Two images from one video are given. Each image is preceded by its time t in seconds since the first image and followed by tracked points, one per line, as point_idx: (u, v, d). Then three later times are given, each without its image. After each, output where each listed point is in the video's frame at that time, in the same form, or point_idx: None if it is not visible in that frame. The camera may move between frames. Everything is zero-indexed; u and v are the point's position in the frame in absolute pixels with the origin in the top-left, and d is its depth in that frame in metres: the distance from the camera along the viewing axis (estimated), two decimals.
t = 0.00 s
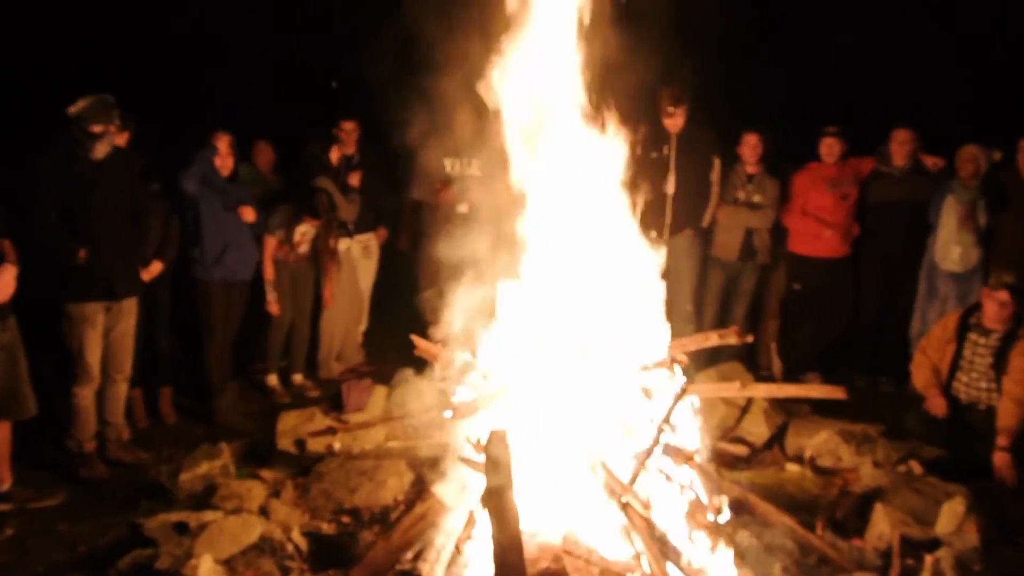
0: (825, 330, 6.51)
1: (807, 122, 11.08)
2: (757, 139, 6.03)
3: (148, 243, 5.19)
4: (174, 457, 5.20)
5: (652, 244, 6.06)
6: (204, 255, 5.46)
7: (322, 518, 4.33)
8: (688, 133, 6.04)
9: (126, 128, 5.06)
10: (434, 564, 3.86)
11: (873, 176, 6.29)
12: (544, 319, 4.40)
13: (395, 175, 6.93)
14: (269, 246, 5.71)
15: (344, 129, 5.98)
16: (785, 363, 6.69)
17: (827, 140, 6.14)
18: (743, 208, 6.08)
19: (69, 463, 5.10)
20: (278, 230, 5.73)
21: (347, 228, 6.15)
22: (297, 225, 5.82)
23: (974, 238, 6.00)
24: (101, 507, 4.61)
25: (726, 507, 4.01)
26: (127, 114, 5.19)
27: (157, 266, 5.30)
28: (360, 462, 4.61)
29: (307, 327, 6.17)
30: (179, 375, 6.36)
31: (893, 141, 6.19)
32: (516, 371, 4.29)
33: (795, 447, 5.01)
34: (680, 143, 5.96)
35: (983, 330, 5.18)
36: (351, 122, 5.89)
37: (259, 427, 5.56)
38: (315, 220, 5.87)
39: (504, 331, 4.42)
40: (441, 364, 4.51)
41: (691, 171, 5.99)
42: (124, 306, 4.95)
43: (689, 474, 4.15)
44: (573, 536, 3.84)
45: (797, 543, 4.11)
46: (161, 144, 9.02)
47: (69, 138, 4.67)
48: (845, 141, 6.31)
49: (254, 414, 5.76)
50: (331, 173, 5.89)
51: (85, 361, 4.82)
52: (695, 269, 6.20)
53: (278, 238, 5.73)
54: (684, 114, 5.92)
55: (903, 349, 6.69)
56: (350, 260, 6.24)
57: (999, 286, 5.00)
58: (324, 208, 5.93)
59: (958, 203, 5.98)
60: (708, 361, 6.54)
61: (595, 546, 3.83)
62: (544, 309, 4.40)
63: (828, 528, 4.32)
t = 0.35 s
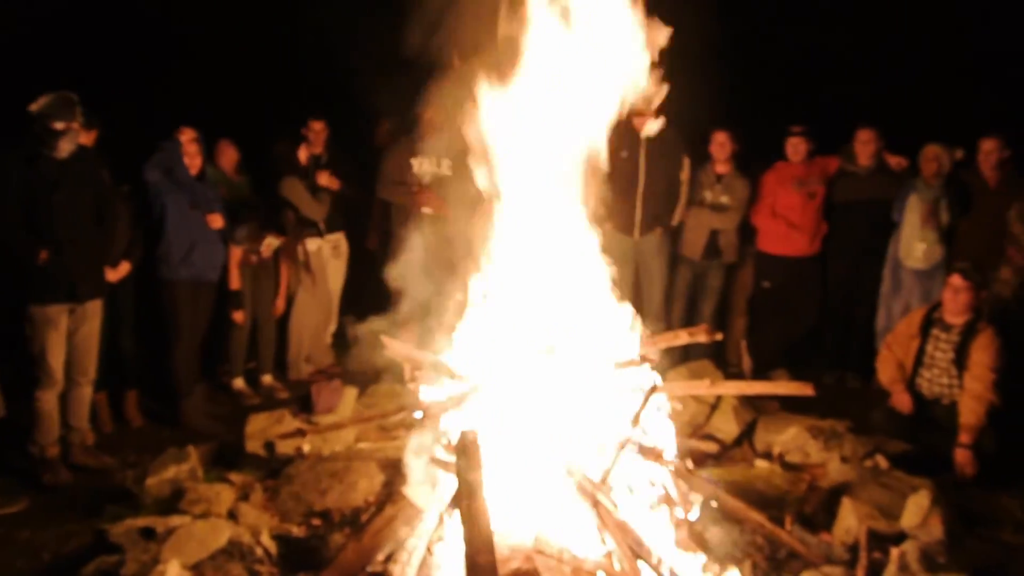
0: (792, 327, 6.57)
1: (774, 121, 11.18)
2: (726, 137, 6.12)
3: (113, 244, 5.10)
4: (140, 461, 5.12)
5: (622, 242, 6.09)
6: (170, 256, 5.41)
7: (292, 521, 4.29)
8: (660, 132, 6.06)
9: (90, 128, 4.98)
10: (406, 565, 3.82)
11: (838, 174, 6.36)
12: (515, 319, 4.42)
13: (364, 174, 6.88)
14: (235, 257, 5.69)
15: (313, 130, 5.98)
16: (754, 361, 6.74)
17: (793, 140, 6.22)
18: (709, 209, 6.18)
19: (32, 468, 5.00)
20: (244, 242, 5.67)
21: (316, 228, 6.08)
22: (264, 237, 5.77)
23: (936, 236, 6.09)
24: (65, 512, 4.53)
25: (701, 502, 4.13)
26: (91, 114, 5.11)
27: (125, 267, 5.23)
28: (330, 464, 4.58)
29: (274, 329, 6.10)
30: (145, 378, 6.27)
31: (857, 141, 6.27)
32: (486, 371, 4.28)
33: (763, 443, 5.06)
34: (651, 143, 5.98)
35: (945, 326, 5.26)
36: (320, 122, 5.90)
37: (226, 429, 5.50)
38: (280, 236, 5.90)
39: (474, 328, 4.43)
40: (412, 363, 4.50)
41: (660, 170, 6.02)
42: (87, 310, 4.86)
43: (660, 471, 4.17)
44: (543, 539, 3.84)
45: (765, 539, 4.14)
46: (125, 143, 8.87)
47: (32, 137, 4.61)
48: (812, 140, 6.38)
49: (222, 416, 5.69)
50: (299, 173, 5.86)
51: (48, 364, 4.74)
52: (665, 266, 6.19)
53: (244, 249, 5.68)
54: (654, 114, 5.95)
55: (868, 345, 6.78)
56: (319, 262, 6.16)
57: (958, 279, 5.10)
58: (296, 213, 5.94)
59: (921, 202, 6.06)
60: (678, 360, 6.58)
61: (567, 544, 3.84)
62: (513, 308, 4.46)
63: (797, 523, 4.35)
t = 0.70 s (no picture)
0: (754, 322, 6.64)
1: (735, 118, 11.29)
2: (683, 134, 6.14)
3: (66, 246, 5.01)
4: (100, 468, 5.02)
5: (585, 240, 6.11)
6: (128, 259, 5.35)
7: (256, 526, 4.25)
8: (623, 129, 6.10)
9: (43, 128, 4.87)
10: (372, 568, 3.84)
11: (797, 171, 6.43)
12: (480, 316, 4.38)
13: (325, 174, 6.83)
14: (190, 254, 5.62)
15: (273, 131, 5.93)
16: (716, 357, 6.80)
17: (751, 137, 6.28)
18: (665, 207, 6.25)
19: None
20: (201, 239, 5.65)
21: (280, 229, 6.00)
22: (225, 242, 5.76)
23: (891, 231, 6.21)
24: (22, 522, 4.42)
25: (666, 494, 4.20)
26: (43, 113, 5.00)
27: (73, 272, 5.02)
28: (294, 467, 4.54)
29: (235, 333, 6.04)
30: (104, 383, 6.15)
31: (816, 138, 6.34)
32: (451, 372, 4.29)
33: (728, 437, 5.11)
34: (613, 141, 6.00)
35: (902, 318, 5.35)
36: (280, 124, 5.85)
37: (188, 434, 5.41)
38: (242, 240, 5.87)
39: (437, 329, 4.40)
40: (375, 364, 4.47)
41: (623, 168, 6.04)
42: (43, 313, 4.78)
43: (624, 467, 4.20)
44: (512, 535, 3.80)
45: (731, 532, 4.18)
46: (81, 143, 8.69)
47: None
48: (770, 136, 6.45)
49: (183, 420, 5.60)
50: (260, 173, 5.81)
51: (3, 371, 4.63)
52: (629, 264, 6.20)
53: (200, 247, 5.65)
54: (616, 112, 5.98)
55: (828, 339, 6.88)
56: (282, 263, 6.07)
57: (913, 271, 5.19)
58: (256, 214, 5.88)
59: (877, 197, 6.16)
60: (643, 356, 6.62)
61: (534, 544, 3.78)
62: (480, 305, 4.39)
63: (761, 515, 4.41)
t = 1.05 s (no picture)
0: (713, 318, 6.69)
1: (693, 115, 11.37)
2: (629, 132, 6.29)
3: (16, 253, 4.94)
4: (51, 476, 4.88)
5: (544, 237, 6.11)
6: (81, 260, 5.24)
7: (214, 531, 4.17)
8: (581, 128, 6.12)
9: None
10: (332, 571, 3.80)
11: (751, 167, 6.51)
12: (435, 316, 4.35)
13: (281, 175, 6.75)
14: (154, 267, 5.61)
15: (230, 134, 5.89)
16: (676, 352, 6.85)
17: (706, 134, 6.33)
18: (616, 202, 6.29)
19: None
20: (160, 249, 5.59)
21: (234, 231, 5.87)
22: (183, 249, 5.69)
23: (845, 227, 6.24)
24: None
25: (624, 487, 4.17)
26: None
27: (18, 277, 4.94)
28: (252, 471, 4.49)
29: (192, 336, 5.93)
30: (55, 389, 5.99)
31: (769, 135, 6.44)
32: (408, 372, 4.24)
33: (687, 432, 5.16)
34: (571, 138, 6.01)
35: (860, 310, 5.48)
36: (236, 125, 5.82)
37: (144, 439, 5.29)
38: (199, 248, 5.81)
39: (394, 331, 4.38)
40: (334, 367, 4.44)
41: (580, 166, 6.06)
42: None
43: (585, 464, 4.21)
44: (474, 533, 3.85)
45: (692, 527, 4.24)
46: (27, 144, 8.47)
47: None
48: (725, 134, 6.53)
49: (138, 426, 5.48)
50: (218, 174, 5.72)
51: None
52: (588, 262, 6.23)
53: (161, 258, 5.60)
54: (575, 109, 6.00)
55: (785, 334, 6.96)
56: (236, 265, 5.93)
57: (870, 264, 5.35)
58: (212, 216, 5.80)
59: (832, 193, 6.20)
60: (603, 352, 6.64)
61: (494, 542, 3.86)
62: (435, 304, 4.37)
63: (720, 510, 4.45)
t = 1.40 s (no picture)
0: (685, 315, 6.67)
1: (664, 113, 11.35)
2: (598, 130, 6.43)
3: None
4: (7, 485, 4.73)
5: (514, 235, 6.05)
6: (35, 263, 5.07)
7: (178, 540, 4.06)
8: (551, 124, 6.06)
9: None
10: None
11: (724, 163, 6.53)
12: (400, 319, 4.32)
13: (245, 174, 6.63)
14: (106, 260, 5.36)
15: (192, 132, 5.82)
16: (648, 351, 6.82)
17: (677, 130, 6.31)
18: (586, 200, 6.28)
19: None
20: (118, 245, 5.35)
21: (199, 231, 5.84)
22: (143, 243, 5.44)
23: (818, 225, 6.22)
24: None
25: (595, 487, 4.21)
26: None
27: None
28: (217, 477, 4.37)
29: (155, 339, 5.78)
30: (13, 395, 5.82)
31: (742, 132, 6.41)
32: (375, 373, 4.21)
33: (661, 431, 5.13)
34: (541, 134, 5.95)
35: (834, 303, 5.44)
36: (199, 123, 5.76)
37: (105, 445, 5.15)
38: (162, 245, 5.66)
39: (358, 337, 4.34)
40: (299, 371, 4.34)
41: (551, 161, 5.99)
42: None
43: (554, 463, 4.15)
44: (443, 536, 3.79)
45: (666, 526, 4.20)
46: None
47: None
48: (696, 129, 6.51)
49: (99, 432, 5.33)
50: (179, 174, 5.64)
51: None
52: (559, 259, 6.18)
53: (118, 252, 5.37)
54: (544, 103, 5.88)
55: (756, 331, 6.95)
56: (202, 266, 5.91)
57: (848, 258, 5.27)
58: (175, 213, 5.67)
59: (805, 189, 6.17)
60: (575, 351, 6.58)
61: (465, 543, 3.79)
62: (402, 306, 4.34)
63: (694, 509, 4.41)
